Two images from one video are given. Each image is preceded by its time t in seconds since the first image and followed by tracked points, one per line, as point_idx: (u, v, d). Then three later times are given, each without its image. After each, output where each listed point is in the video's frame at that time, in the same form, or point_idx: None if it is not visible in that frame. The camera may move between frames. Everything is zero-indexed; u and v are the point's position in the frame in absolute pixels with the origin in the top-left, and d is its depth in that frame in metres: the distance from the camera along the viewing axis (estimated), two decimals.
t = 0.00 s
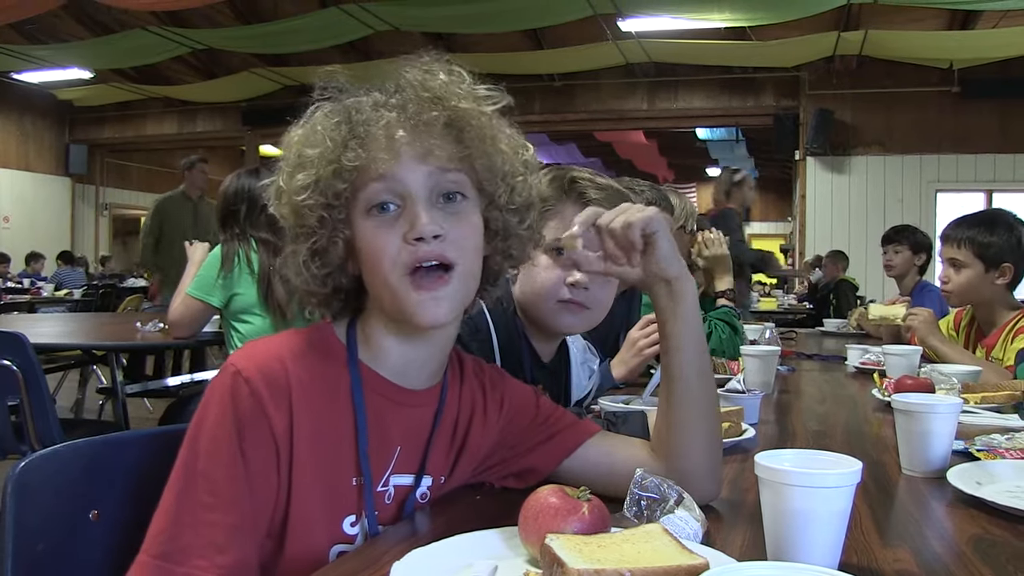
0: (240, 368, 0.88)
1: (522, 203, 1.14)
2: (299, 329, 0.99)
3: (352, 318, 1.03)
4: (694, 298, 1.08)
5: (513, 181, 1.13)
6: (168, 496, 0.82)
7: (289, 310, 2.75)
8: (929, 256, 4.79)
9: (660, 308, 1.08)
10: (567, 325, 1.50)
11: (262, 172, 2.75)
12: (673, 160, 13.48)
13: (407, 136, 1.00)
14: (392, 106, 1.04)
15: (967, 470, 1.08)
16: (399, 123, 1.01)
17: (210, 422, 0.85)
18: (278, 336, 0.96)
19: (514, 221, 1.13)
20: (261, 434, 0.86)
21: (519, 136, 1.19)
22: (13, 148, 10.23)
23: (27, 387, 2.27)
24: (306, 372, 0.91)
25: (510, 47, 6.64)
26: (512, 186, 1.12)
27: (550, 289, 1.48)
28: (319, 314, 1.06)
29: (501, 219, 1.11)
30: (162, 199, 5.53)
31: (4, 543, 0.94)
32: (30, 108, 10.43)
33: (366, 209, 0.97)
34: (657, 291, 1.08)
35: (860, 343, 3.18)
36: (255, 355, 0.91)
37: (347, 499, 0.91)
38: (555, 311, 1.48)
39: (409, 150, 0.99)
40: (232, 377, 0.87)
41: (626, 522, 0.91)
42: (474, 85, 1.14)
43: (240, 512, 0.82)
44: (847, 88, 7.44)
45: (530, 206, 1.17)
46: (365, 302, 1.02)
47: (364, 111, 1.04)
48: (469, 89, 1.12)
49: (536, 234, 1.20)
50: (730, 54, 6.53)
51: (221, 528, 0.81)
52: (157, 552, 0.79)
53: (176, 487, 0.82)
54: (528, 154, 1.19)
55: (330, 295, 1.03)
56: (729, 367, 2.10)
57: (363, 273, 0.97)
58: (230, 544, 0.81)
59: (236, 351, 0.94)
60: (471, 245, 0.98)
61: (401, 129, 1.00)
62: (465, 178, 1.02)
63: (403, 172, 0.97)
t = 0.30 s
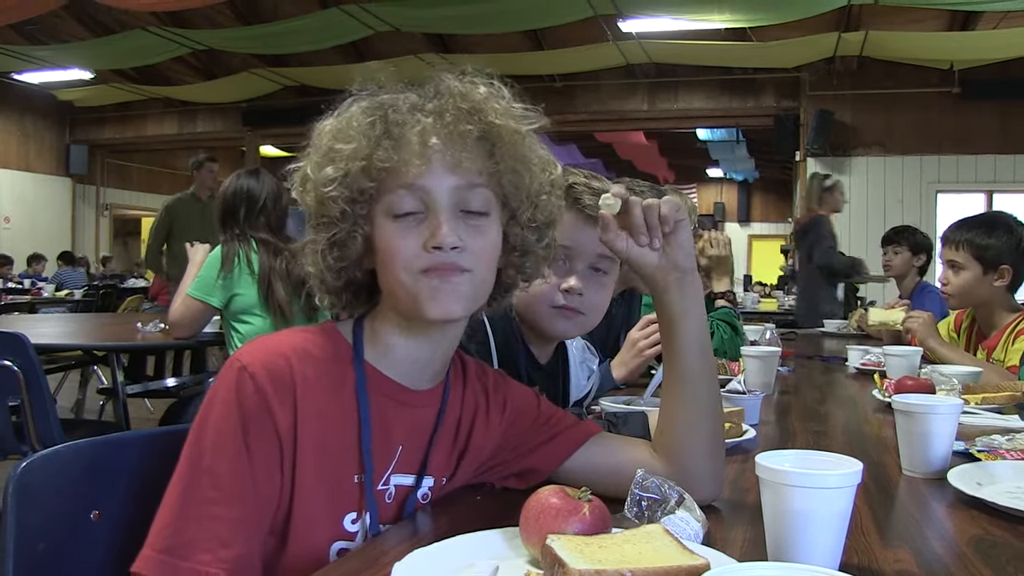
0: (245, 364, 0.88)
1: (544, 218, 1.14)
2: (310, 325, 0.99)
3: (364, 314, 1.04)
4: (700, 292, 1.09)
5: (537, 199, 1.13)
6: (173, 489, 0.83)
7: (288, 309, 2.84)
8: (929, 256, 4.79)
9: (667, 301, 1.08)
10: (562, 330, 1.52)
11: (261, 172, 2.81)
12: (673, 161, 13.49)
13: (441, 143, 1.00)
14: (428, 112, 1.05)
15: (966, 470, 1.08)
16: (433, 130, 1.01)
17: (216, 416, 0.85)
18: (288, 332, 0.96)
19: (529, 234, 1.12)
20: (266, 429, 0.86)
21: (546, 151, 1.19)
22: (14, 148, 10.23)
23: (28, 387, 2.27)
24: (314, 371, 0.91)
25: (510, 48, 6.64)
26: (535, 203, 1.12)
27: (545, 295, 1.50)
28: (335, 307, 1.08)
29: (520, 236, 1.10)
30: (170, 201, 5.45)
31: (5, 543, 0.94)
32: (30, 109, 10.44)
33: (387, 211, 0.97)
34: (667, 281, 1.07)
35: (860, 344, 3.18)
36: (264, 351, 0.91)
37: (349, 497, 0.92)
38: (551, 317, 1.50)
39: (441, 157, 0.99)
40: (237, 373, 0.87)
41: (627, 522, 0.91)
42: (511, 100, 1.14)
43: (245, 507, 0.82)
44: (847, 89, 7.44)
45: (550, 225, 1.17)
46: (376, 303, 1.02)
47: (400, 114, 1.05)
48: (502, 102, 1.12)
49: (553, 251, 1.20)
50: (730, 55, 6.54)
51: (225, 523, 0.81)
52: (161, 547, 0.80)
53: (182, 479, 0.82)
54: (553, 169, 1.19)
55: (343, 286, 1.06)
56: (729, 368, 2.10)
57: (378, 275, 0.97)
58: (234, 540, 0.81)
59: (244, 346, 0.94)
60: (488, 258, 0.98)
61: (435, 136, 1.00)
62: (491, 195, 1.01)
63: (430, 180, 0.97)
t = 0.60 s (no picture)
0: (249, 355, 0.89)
1: (557, 233, 1.15)
2: (316, 320, 1.00)
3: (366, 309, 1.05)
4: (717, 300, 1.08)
5: (553, 216, 1.13)
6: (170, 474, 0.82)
7: (289, 309, 2.86)
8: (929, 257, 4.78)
9: (680, 304, 1.06)
10: (562, 338, 1.51)
11: (261, 173, 2.83)
12: (673, 161, 13.48)
13: (471, 140, 1.01)
14: (464, 110, 1.06)
15: (967, 471, 1.08)
16: (465, 127, 1.02)
17: (218, 400, 0.85)
18: (294, 324, 0.97)
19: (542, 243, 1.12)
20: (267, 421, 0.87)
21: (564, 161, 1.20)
22: (14, 148, 10.23)
23: (28, 387, 2.27)
24: (318, 365, 0.92)
25: (510, 48, 6.64)
26: (550, 213, 1.12)
27: (546, 304, 1.48)
28: (340, 294, 1.08)
29: (530, 249, 1.10)
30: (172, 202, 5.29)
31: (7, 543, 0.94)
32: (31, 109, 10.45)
33: (407, 199, 0.98)
34: (685, 286, 1.05)
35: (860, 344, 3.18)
36: (269, 342, 0.92)
37: (349, 490, 0.92)
38: (552, 324, 1.49)
39: (469, 153, 0.99)
40: (240, 361, 0.88)
41: (627, 523, 0.91)
42: (539, 109, 1.16)
43: (243, 497, 0.82)
44: (847, 89, 7.44)
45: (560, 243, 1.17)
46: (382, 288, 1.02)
47: (433, 107, 1.06)
48: (529, 108, 1.14)
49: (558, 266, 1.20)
50: (731, 55, 6.54)
51: (225, 512, 0.80)
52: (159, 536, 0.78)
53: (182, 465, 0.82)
54: (571, 189, 1.20)
55: (346, 272, 1.07)
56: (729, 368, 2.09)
57: (389, 265, 0.97)
58: (233, 530, 0.80)
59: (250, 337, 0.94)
60: (500, 262, 0.97)
61: (467, 133, 1.01)
62: (509, 199, 1.02)
63: (454, 175, 0.97)
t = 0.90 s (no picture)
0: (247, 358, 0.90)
1: (570, 242, 1.14)
2: (322, 321, 1.01)
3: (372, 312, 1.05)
4: (728, 309, 1.08)
5: (563, 225, 1.12)
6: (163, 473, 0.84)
7: (290, 308, 2.88)
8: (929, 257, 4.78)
9: (692, 308, 1.07)
10: (551, 329, 1.49)
11: (262, 173, 2.82)
12: (675, 161, 13.48)
13: (481, 143, 1.00)
14: (477, 113, 1.06)
15: (969, 472, 1.08)
16: (475, 129, 1.02)
17: (217, 393, 0.87)
18: (298, 325, 0.99)
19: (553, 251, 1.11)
20: (263, 416, 0.89)
21: (578, 168, 1.19)
22: (16, 148, 10.24)
23: (30, 387, 2.28)
24: (316, 368, 0.93)
25: (512, 48, 6.64)
26: (561, 220, 1.11)
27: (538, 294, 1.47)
28: (349, 290, 1.09)
29: (538, 257, 1.09)
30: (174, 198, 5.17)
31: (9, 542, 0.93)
32: (32, 109, 10.45)
33: (415, 198, 0.98)
34: (700, 293, 1.06)
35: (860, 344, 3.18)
36: (271, 341, 0.94)
37: (346, 491, 0.91)
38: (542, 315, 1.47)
39: (479, 156, 0.99)
40: (238, 363, 0.89)
41: (629, 523, 0.91)
42: (555, 117, 1.15)
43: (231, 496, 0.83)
44: (849, 89, 7.44)
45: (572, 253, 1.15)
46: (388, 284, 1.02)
47: (448, 108, 1.06)
48: (545, 114, 1.13)
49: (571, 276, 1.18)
50: (732, 55, 6.53)
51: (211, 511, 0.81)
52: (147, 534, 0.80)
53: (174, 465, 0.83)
54: (587, 198, 1.19)
55: (356, 267, 1.07)
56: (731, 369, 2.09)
57: (394, 263, 0.97)
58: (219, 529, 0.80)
59: (252, 336, 0.96)
60: (503, 266, 0.97)
61: (477, 135, 1.01)
62: (520, 204, 1.01)
63: (462, 176, 0.97)
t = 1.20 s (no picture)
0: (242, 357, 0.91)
1: (570, 249, 1.14)
2: (320, 323, 1.01)
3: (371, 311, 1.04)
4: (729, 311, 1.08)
5: (563, 235, 1.12)
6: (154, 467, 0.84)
7: (289, 309, 2.86)
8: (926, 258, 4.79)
9: (696, 310, 1.07)
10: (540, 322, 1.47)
11: (261, 172, 2.82)
12: (673, 161, 13.48)
13: (492, 160, 0.99)
14: (486, 127, 1.04)
15: (967, 471, 1.08)
16: (487, 144, 1.01)
17: (214, 388, 0.88)
18: (295, 327, 0.98)
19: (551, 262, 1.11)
20: (259, 412, 0.89)
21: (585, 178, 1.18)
22: (14, 148, 10.23)
23: (28, 386, 2.28)
24: (313, 368, 0.93)
25: (510, 48, 6.64)
26: (562, 236, 1.11)
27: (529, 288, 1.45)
28: (348, 287, 1.09)
29: (537, 265, 1.10)
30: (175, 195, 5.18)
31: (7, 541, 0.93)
32: (30, 109, 10.44)
33: (420, 210, 0.98)
34: (702, 294, 1.06)
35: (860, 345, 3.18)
36: (266, 342, 0.93)
37: (341, 491, 0.91)
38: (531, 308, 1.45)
39: (489, 172, 0.98)
40: (233, 362, 0.89)
41: (627, 522, 0.90)
42: (567, 134, 1.14)
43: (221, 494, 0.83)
44: (847, 89, 7.45)
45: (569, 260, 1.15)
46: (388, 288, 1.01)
47: (458, 119, 1.05)
48: (555, 131, 1.12)
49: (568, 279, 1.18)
50: (731, 55, 6.54)
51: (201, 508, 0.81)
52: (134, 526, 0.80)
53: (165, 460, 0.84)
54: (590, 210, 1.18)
55: (357, 267, 1.07)
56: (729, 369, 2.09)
57: (397, 271, 0.97)
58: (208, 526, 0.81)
59: (248, 337, 0.96)
60: (505, 279, 0.98)
61: (489, 151, 1.00)
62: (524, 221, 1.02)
63: (471, 192, 0.97)
